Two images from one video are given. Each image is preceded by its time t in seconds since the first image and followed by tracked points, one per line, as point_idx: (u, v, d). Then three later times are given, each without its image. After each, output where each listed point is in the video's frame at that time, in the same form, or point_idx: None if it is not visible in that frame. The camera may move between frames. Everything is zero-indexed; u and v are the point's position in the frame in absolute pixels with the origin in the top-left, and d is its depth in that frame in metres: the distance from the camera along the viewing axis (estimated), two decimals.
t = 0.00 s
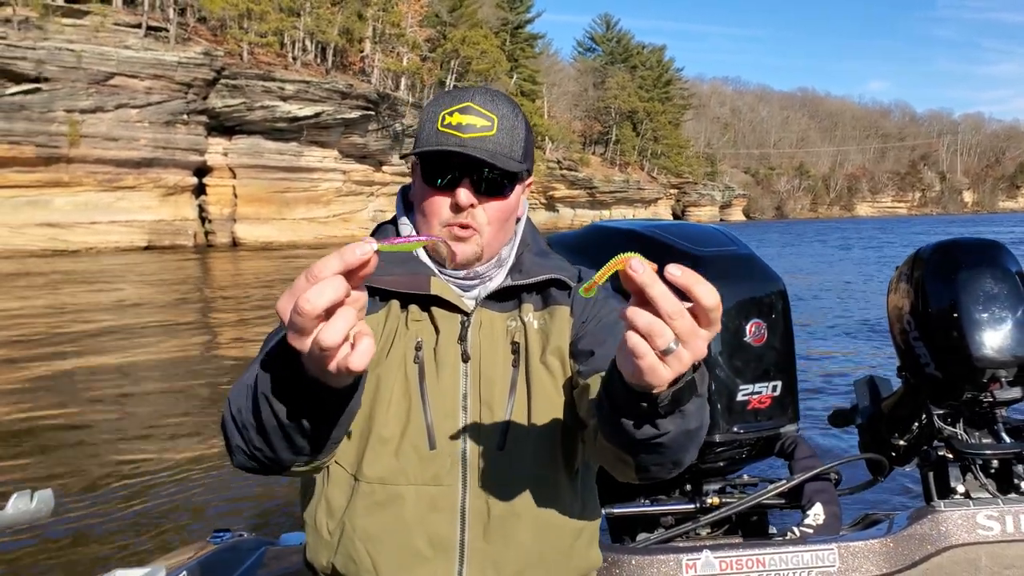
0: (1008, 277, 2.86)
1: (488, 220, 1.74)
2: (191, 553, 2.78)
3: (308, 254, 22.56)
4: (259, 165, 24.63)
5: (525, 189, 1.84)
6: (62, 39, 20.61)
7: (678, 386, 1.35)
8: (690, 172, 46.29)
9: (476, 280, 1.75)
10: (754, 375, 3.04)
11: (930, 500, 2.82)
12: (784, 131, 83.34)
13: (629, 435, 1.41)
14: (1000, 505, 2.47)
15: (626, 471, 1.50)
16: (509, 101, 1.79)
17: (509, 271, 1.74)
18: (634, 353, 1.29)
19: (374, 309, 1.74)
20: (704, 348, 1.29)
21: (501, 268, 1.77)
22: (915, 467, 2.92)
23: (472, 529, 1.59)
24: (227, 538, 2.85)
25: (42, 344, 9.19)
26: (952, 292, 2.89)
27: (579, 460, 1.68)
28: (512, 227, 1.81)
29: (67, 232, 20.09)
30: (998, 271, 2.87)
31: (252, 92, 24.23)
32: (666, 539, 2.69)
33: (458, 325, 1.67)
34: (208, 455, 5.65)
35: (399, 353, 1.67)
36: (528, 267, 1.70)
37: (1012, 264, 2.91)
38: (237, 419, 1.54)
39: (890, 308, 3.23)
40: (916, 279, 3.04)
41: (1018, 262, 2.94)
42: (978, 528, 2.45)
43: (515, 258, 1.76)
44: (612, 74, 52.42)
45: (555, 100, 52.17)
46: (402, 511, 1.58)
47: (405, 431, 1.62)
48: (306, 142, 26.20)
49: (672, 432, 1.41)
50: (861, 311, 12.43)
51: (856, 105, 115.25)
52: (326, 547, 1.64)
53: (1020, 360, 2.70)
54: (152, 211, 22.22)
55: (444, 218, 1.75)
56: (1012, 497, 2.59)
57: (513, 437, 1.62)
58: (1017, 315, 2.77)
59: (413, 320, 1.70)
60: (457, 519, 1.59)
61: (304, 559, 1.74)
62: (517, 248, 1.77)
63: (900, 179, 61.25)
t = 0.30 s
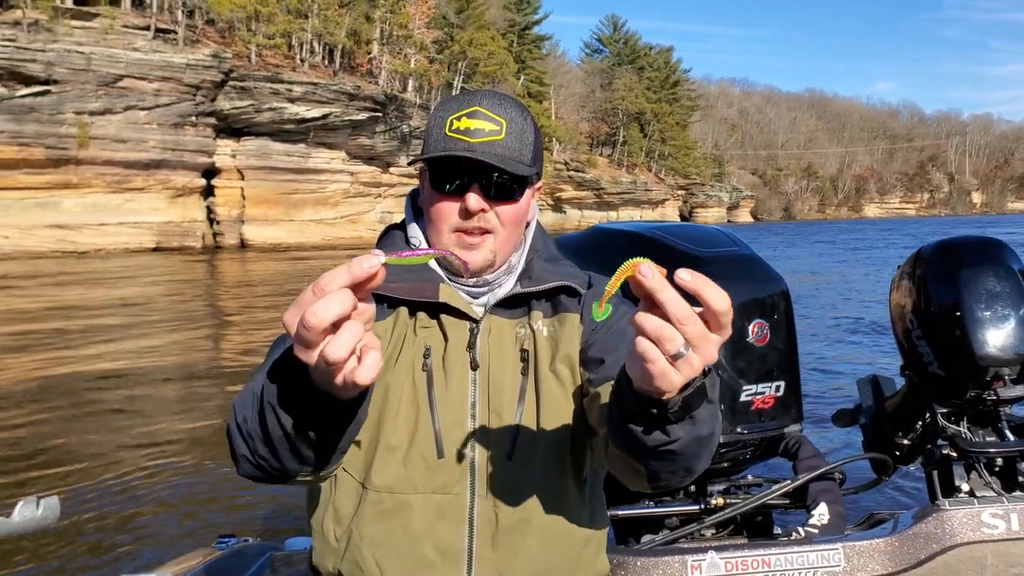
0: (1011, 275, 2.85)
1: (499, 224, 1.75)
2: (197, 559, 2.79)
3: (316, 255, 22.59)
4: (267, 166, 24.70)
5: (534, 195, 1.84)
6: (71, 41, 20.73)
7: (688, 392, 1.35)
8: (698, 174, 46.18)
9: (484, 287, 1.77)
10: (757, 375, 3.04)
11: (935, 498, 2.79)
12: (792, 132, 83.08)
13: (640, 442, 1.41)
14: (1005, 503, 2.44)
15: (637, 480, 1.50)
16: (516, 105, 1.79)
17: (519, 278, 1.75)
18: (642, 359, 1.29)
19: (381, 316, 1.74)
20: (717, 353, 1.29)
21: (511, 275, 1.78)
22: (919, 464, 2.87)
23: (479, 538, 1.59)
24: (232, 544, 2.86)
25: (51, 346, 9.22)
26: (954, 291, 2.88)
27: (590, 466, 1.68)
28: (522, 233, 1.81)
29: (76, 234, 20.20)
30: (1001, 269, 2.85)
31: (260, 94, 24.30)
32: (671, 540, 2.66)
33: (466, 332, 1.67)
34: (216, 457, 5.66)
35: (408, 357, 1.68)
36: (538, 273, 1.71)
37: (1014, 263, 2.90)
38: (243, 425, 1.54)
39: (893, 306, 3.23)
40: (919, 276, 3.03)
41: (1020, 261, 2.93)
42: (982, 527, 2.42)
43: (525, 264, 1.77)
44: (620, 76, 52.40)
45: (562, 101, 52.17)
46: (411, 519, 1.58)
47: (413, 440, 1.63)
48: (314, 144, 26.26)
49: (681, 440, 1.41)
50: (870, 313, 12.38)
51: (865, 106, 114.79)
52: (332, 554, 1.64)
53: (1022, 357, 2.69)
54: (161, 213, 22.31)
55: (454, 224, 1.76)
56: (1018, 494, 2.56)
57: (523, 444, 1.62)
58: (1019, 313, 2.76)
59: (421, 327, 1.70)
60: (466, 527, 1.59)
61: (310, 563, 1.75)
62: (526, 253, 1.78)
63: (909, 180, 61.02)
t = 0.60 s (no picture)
0: (1016, 277, 2.83)
1: (507, 225, 1.74)
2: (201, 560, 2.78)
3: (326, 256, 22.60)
4: (277, 168, 24.77)
5: (539, 196, 1.84)
6: (82, 43, 20.84)
7: (688, 383, 1.36)
8: (707, 173, 46.04)
9: (490, 289, 1.77)
10: (761, 377, 3.04)
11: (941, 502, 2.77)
12: (802, 131, 82.73)
13: (644, 440, 1.41)
14: (1010, 506, 2.48)
15: (642, 479, 1.50)
16: (520, 106, 1.78)
17: (524, 280, 1.75)
18: (642, 342, 1.29)
19: (386, 319, 1.74)
20: (713, 336, 1.29)
21: (518, 277, 1.77)
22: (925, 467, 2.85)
23: (483, 541, 1.59)
24: (237, 545, 2.85)
25: (64, 348, 9.28)
26: (959, 293, 2.86)
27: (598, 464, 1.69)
28: (527, 234, 1.81)
29: (87, 235, 20.34)
30: (1006, 271, 2.84)
31: (270, 95, 24.49)
32: (675, 542, 2.64)
33: (471, 335, 1.68)
34: (225, 459, 5.66)
35: (413, 361, 1.69)
36: (543, 275, 1.72)
37: (1020, 264, 2.89)
38: (251, 432, 1.54)
39: (898, 308, 3.21)
40: (924, 278, 3.02)
41: None
42: (988, 529, 2.45)
43: (531, 265, 1.77)
44: (629, 75, 52.31)
45: (571, 101, 52.02)
46: (416, 521, 1.58)
47: (418, 443, 1.63)
48: (324, 145, 26.31)
49: (686, 436, 1.40)
50: (883, 314, 12.28)
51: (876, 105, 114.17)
52: (337, 557, 1.64)
53: None
54: (172, 214, 22.41)
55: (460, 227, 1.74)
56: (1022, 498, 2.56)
57: (528, 448, 1.63)
58: None
59: (426, 329, 1.71)
60: (471, 531, 1.59)
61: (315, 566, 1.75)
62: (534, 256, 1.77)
63: (920, 179, 60.70)
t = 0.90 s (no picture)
0: (1013, 279, 2.82)
1: (503, 225, 1.74)
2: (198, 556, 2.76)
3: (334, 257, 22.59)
4: (285, 169, 24.81)
5: (533, 193, 1.84)
6: (91, 46, 20.91)
7: (690, 396, 1.36)
8: (715, 173, 45.97)
9: (486, 289, 1.76)
10: (758, 379, 3.03)
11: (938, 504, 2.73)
12: (809, 131, 82.55)
13: (643, 445, 1.41)
14: (1007, 509, 2.46)
15: (644, 483, 1.50)
16: (511, 103, 1.78)
17: (520, 280, 1.74)
18: (642, 362, 1.30)
19: (384, 321, 1.74)
20: (714, 349, 1.28)
21: (514, 277, 1.76)
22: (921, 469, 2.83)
23: (480, 543, 1.59)
24: (235, 542, 2.82)
25: (74, 349, 9.33)
26: (956, 296, 2.85)
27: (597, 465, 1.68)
28: (523, 233, 1.81)
29: (96, 237, 20.43)
30: (1004, 273, 2.83)
31: (277, 97, 24.44)
32: (672, 543, 2.63)
33: (467, 336, 1.68)
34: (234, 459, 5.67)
35: (410, 362, 1.69)
36: (539, 275, 1.71)
37: (1018, 267, 2.88)
38: (248, 438, 1.54)
39: (895, 311, 3.21)
40: (921, 281, 3.01)
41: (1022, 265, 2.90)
42: (983, 531, 2.42)
43: (526, 266, 1.76)
44: (636, 76, 52.27)
45: (579, 101, 51.97)
46: (412, 524, 1.59)
47: (415, 445, 1.64)
48: (331, 146, 26.32)
49: (686, 444, 1.41)
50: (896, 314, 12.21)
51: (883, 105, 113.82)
52: (333, 559, 1.65)
53: None
54: (180, 216, 22.48)
55: (457, 228, 1.74)
56: (1020, 501, 2.53)
57: (526, 452, 1.63)
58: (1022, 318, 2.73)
59: (424, 332, 1.71)
60: (467, 534, 1.60)
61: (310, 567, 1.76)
62: (531, 255, 1.77)
63: (928, 179, 60.48)
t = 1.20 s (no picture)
0: (1013, 280, 2.81)
1: (487, 222, 1.77)
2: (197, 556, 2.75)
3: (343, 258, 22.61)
4: (294, 171, 24.85)
5: (518, 188, 1.87)
6: (101, 48, 21.03)
7: (690, 388, 1.35)
8: (724, 172, 45.86)
9: (476, 285, 1.77)
10: (757, 379, 3.02)
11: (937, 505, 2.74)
12: (819, 130, 82.30)
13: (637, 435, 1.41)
14: (1007, 509, 2.43)
15: (645, 472, 1.50)
16: (491, 101, 1.81)
17: (509, 275, 1.74)
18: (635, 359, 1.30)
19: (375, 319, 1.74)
20: (704, 347, 1.28)
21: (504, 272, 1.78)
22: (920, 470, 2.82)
23: (476, 537, 1.60)
24: (234, 543, 2.82)
25: (86, 350, 9.38)
26: (956, 297, 2.84)
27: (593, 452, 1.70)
28: (511, 228, 1.83)
29: (107, 238, 20.56)
30: (1004, 274, 2.82)
31: (286, 98, 24.52)
32: (672, 543, 2.62)
33: (459, 333, 1.68)
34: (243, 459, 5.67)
35: (404, 359, 1.69)
36: (528, 271, 1.70)
37: (1018, 267, 2.86)
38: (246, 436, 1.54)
39: (894, 311, 3.20)
40: (920, 282, 3.00)
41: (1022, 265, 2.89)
42: (982, 533, 2.39)
43: (515, 261, 1.76)
44: (644, 75, 52.22)
45: (587, 101, 51.92)
46: (407, 519, 1.60)
47: (408, 441, 1.64)
48: (340, 147, 26.33)
49: (682, 436, 1.41)
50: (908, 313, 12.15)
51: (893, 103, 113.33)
52: (330, 558, 1.66)
53: None
54: (190, 217, 22.58)
55: (444, 225, 1.77)
56: (1019, 502, 2.51)
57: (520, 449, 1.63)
58: (1021, 319, 2.72)
59: (415, 329, 1.70)
60: (463, 528, 1.61)
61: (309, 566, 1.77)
62: (521, 250, 1.78)
63: (938, 177, 60.20)
